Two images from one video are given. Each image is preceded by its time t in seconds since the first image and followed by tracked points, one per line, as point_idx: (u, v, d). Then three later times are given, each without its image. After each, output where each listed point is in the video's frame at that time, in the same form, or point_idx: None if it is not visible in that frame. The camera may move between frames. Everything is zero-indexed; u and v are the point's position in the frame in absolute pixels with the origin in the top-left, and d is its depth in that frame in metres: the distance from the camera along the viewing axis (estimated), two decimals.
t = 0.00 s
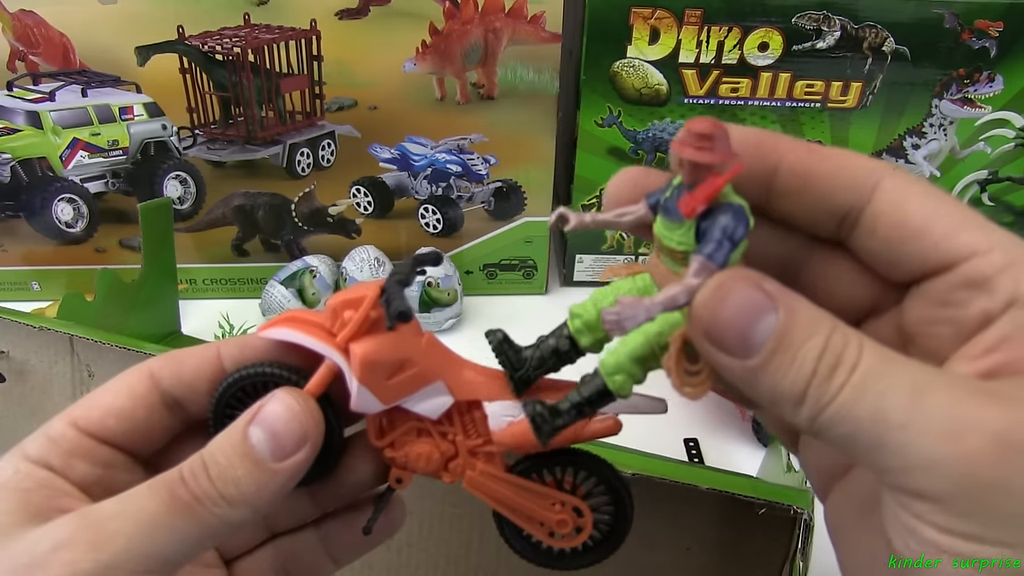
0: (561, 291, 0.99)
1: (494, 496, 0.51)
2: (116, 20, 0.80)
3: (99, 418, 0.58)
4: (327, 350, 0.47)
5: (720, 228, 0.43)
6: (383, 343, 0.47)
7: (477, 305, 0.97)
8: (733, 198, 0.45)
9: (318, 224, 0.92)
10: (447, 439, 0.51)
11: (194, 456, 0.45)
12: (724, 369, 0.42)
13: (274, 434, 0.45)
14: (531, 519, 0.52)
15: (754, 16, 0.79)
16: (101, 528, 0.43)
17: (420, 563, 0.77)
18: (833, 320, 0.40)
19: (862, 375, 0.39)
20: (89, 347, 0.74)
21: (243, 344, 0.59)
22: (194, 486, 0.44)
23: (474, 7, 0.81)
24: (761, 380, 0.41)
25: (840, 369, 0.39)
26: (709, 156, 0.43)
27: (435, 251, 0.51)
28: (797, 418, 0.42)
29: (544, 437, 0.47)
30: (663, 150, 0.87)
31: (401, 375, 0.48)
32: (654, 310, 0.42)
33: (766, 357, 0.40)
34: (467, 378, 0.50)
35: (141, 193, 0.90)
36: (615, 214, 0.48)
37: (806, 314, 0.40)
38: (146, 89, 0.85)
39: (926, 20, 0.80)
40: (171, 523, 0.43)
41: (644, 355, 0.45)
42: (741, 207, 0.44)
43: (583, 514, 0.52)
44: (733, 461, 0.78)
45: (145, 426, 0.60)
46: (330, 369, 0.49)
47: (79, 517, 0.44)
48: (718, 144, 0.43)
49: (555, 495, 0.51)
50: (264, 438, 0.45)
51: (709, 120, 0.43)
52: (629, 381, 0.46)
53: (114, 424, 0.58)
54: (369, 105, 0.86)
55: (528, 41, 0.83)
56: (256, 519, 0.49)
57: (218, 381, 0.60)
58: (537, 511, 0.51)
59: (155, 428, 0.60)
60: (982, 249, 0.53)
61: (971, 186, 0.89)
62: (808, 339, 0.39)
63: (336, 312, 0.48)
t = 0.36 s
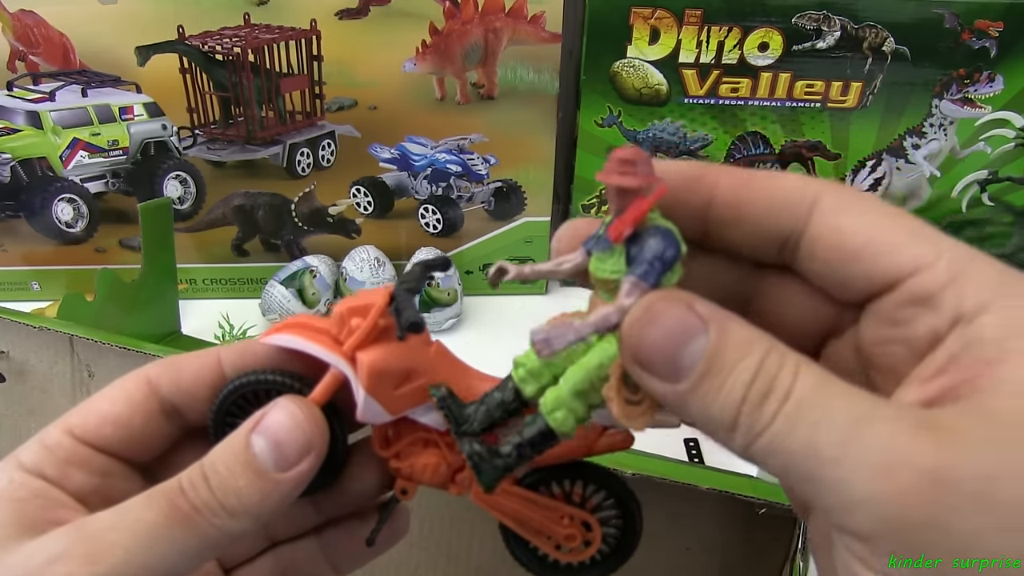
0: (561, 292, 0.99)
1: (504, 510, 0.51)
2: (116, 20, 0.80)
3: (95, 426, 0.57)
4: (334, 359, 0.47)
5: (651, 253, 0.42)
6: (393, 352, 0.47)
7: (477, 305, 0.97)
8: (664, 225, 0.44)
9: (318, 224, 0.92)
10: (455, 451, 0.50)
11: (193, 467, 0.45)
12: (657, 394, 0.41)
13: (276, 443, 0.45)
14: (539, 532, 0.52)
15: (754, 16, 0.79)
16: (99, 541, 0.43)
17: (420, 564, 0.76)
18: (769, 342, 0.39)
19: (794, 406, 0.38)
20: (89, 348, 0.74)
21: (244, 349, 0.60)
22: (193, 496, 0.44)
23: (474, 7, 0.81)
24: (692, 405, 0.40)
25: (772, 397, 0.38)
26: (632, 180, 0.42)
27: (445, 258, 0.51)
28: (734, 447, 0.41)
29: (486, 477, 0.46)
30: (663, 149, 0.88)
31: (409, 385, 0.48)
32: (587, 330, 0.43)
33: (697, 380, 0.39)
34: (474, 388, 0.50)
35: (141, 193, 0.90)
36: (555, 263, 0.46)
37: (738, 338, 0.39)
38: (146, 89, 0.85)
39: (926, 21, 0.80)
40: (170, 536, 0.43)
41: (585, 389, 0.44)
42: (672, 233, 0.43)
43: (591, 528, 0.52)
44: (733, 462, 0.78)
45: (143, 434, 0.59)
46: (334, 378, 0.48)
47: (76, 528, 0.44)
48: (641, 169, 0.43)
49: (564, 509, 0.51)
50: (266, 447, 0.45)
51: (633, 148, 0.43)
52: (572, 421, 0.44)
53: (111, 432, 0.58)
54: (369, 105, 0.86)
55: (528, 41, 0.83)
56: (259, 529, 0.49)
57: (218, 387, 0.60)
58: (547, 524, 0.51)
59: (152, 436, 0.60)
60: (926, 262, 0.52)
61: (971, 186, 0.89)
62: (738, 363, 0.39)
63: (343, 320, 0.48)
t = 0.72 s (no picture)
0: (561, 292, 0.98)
1: (496, 522, 0.51)
2: (116, 20, 0.80)
3: (88, 435, 0.57)
4: (320, 373, 0.46)
5: (664, 222, 0.42)
6: (378, 368, 0.46)
7: (477, 305, 0.97)
8: (686, 193, 0.43)
9: (318, 224, 0.92)
10: (446, 464, 0.50)
11: (183, 481, 0.45)
12: (657, 373, 0.41)
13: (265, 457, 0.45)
14: (534, 546, 0.52)
15: (754, 16, 0.79)
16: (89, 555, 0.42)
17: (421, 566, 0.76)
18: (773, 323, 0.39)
19: (790, 399, 0.38)
20: (89, 348, 0.74)
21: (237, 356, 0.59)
22: (185, 511, 0.44)
23: (475, 7, 0.81)
24: (691, 386, 0.41)
25: (765, 387, 0.38)
26: (653, 146, 0.42)
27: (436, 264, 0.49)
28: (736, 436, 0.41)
29: (483, 431, 0.47)
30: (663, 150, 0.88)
31: (396, 400, 0.47)
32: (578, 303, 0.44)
33: (693, 363, 0.40)
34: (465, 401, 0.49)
35: (141, 193, 0.90)
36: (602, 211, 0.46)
37: (733, 323, 0.39)
38: (146, 89, 0.85)
39: (926, 20, 0.80)
40: (160, 549, 0.43)
41: (587, 357, 0.43)
42: (692, 200, 0.43)
43: (588, 542, 0.52)
44: (733, 462, 0.78)
45: (141, 438, 0.59)
46: (323, 392, 0.47)
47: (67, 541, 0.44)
48: (669, 133, 0.43)
49: (559, 523, 0.51)
50: (256, 462, 0.45)
51: (662, 110, 0.43)
52: (572, 386, 0.44)
53: (103, 440, 0.58)
54: (369, 105, 0.86)
55: (528, 41, 0.83)
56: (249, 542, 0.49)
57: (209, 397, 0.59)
58: (541, 538, 0.51)
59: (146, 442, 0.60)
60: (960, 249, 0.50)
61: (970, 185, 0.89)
62: (734, 347, 0.39)
63: (328, 333, 0.47)
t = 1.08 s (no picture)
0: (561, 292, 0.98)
1: (511, 558, 0.49)
2: (116, 20, 0.81)
3: (96, 438, 0.56)
4: (356, 396, 0.44)
5: (580, 274, 0.40)
6: (417, 396, 0.44)
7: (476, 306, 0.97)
8: (598, 242, 0.42)
9: (318, 224, 0.92)
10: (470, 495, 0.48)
11: (208, 495, 0.44)
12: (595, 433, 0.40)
13: (295, 475, 0.44)
14: None
15: (755, 16, 0.79)
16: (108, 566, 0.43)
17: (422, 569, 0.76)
18: (692, 378, 0.37)
19: (709, 459, 0.36)
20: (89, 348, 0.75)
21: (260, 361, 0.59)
22: (214, 527, 0.43)
23: (474, 7, 0.81)
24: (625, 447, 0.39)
25: (685, 447, 0.36)
26: (554, 207, 0.43)
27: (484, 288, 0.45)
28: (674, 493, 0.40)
29: (458, 504, 0.46)
30: (663, 149, 0.88)
31: (431, 429, 0.45)
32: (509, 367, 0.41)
33: (620, 423, 0.38)
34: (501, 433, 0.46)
35: (141, 193, 0.90)
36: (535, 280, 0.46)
37: (652, 382, 0.37)
38: (146, 89, 0.85)
39: (926, 20, 0.80)
40: (188, 564, 0.43)
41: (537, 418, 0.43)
42: (607, 250, 0.42)
43: None
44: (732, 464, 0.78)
45: (158, 442, 0.58)
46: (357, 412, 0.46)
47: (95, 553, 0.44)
48: (571, 191, 0.43)
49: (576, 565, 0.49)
50: (280, 478, 0.43)
51: (569, 171, 0.44)
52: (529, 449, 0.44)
53: (113, 445, 0.56)
54: (369, 105, 0.87)
55: (528, 41, 0.83)
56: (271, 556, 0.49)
57: (229, 402, 0.59)
58: None
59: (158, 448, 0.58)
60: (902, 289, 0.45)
61: (971, 186, 0.89)
62: (654, 407, 0.37)
63: (368, 354, 0.45)
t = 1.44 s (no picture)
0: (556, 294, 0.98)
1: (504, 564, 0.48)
2: (116, 20, 0.81)
3: (103, 448, 0.56)
4: (334, 404, 0.42)
5: (543, 330, 0.39)
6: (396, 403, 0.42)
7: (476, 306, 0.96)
8: (563, 292, 0.40)
9: (318, 224, 0.92)
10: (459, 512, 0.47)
11: (202, 506, 0.44)
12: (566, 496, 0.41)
13: (278, 481, 0.42)
14: None
15: (755, 16, 0.79)
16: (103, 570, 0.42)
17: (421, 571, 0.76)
18: (662, 445, 0.38)
19: (676, 522, 0.37)
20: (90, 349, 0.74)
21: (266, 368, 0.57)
22: (207, 538, 0.43)
23: (474, 7, 0.81)
24: (596, 509, 0.40)
25: (654, 515, 0.38)
26: (513, 259, 0.40)
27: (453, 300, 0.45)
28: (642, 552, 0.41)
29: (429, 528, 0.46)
30: (663, 149, 0.88)
31: (414, 436, 0.42)
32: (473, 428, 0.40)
33: (593, 490, 0.39)
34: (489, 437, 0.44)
35: (141, 193, 0.90)
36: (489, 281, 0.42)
37: (625, 449, 0.38)
38: (146, 89, 0.85)
39: (926, 20, 0.80)
40: None
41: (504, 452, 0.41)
42: (571, 302, 0.40)
43: None
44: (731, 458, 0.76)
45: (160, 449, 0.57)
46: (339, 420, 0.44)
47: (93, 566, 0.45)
48: (533, 240, 0.40)
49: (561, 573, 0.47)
50: (269, 486, 0.42)
51: (529, 214, 0.40)
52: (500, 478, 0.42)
53: (117, 453, 0.56)
54: (369, 105, 0.87)
55: (528, 41, 0.83)
56: (271, 561, 0.49)
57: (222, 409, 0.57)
58: None
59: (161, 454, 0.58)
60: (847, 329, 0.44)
61: (971, 186, 0.89)
62: (625, 476, 0.38)
63: (346, 364, 0.43)
